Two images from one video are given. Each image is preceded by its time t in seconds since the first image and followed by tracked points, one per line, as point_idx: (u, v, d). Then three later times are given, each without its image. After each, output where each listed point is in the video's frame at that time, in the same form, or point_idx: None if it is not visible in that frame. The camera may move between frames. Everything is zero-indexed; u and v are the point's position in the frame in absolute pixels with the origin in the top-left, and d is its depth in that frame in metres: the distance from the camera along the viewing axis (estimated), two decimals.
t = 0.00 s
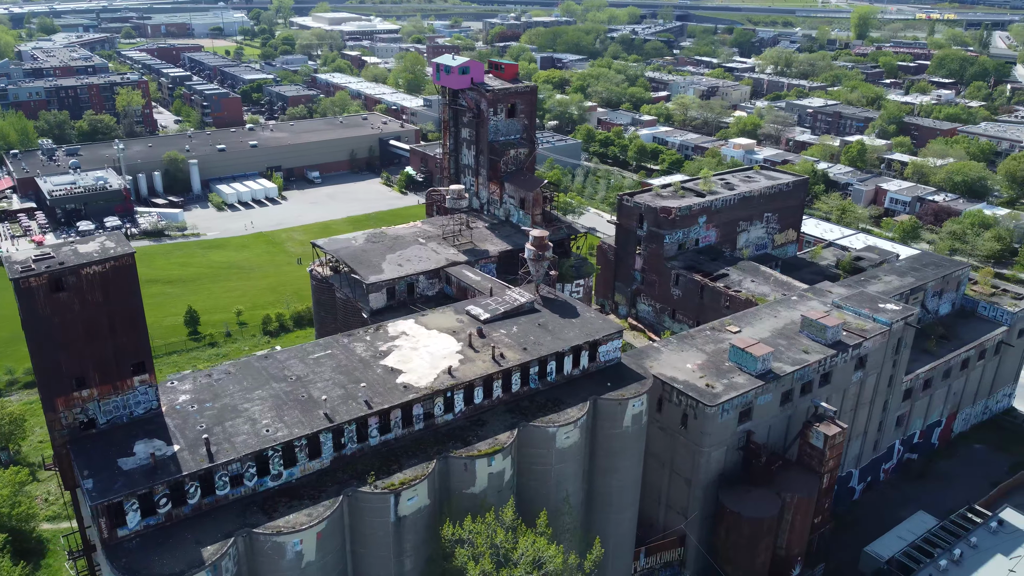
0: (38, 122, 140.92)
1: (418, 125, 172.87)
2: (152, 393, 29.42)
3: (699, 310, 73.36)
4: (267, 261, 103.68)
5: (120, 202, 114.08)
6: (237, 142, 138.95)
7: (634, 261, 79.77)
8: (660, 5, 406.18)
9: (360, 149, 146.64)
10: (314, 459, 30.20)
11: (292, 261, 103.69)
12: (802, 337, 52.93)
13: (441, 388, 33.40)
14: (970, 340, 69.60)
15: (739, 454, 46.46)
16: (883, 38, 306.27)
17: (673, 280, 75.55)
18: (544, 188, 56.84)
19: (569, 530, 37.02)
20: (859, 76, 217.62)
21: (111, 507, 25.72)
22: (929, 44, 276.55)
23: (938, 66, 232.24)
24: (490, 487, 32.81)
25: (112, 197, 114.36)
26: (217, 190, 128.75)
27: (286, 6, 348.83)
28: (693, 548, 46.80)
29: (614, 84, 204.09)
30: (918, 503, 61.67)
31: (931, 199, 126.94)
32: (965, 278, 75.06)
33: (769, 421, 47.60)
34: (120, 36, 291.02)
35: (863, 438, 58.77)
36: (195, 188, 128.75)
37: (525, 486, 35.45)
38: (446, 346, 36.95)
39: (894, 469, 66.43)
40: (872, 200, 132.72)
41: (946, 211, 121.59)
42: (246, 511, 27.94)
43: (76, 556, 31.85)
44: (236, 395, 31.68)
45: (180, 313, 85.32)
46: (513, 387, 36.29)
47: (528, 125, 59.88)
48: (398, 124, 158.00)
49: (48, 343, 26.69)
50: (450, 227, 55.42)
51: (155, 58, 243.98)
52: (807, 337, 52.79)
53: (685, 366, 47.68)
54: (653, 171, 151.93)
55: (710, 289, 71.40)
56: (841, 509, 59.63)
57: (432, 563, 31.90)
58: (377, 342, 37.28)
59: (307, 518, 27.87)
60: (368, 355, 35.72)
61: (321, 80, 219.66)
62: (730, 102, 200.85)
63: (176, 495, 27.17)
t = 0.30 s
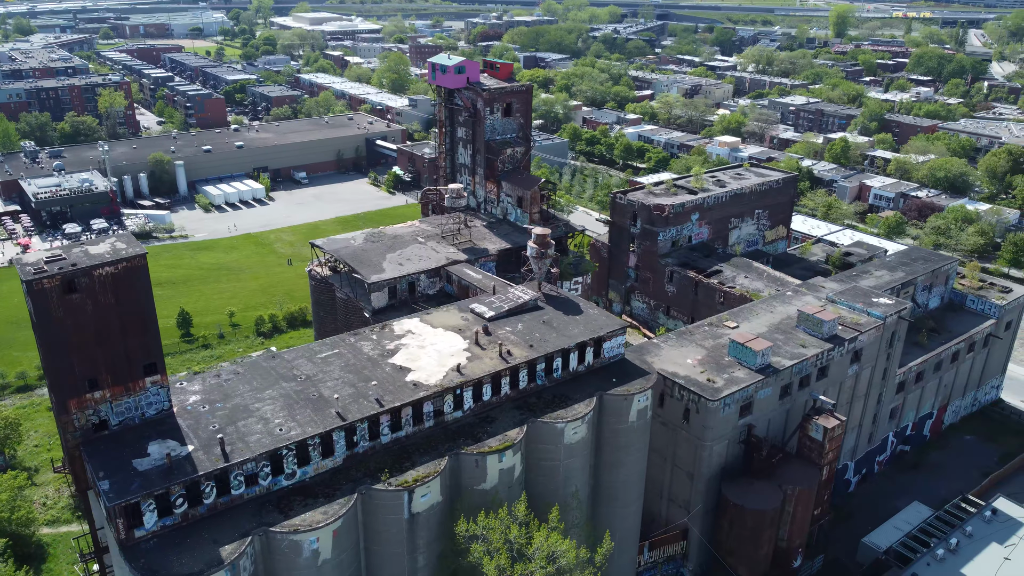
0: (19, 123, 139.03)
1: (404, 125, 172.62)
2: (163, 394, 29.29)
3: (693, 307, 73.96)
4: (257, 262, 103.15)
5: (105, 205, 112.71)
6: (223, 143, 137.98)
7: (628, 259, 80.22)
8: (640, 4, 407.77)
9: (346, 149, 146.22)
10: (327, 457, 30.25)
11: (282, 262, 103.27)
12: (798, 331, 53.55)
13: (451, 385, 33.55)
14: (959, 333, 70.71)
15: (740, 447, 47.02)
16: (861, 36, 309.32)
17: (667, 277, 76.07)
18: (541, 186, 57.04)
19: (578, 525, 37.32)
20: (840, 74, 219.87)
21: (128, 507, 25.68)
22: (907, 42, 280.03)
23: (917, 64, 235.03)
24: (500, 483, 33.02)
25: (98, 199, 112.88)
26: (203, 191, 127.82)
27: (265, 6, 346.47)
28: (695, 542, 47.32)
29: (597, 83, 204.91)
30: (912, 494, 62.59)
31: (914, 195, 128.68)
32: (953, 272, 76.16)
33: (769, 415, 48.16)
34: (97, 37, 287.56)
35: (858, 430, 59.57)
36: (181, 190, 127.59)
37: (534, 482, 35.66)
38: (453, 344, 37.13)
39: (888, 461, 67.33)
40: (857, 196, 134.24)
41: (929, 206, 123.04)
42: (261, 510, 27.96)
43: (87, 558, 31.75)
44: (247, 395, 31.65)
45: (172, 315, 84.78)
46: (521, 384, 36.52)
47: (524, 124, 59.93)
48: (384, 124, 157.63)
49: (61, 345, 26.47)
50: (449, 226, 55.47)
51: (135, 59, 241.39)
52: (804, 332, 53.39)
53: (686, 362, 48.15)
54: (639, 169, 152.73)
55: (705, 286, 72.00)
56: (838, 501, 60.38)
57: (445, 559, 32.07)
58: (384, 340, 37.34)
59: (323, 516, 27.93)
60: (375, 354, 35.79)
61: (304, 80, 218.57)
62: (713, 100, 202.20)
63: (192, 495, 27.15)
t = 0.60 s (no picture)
0: (11, 124, 138.14)
1: (397, 125, 172.56)
2: (182, 393, 29.32)
3: (695, 304, 74.37)
4: (254, 262, 102.90)
5: (101, 206, 112.62)
6: (218, 143, 137.59)
7: (629, 257, 80.50)
8: (630, 4, 408.52)
9: (341, 149, 146.14)
10: (346, 455, 30.37)
11: (280, 262, 103.18)
12: (802, 327, 53.98)
13: (467, 382, 33.74)
14: (958, 329, 71.39)
15: (747, 442, 47.40)
16: (850, 35, 311.15)
17: (668, 274, 76.43)
18: (546, 185, 57.33)
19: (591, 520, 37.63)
20: (830, 73, 221.15)
21: (152, 506, 25.76)
22: (895, 41, 281.98)
23: (906, 62, 236.50)
24: (516, 479, 33.24)
25: (93, 201, 112.80)
26: (198, 192, 127.42)
27: (254, 6, 345.24)
28: (703, 536, 47.76)
29: (589, 83, 205.70)
30: (913, 488, 63.17)
31: (907, 192, 129.66)
32: (951, 268, 76.84)
33: (775, 410, 48.54)
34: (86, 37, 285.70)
35: (861, 425, 60.06)
36: (175, 191, 127.20)
37: (547, 478, 35.91)
38: (466, 341, 37.35)
39: (889, 455, 67.90)
40: (850, 193, 135.10)
41: (922, 204, 123.91)
42: (283, 508, 28.09)
43: (105, 558, 31.72)
44: (264, 394, 31.74)
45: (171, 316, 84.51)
46: (534, 381, 36.71)
47: (528, 123, 60.18)
48: (378, 124, 157.59)
49: (82, 345, 26.46)
50: (455, 225, 55.61)
51: (125, 59, 240.04)
52: (808, 327, 53.81)
53: (693, 358, 48.52)
54: (634, 168, 153.29)
55: (706, 283, 72.41)
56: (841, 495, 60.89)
57: (462, 555, 32.30)
58: (397, 339, 37.49)
59: (344, 513, 28.08)
60: (389, 352, 35.94)
61: (296, 80, 218.06)
62: (705, 99, 202.96)
63: (214, 494, 27.22)
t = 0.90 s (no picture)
0: None
1: (380, 125, 172.22)
2: (189, 395, 29.24)
3: (686, 300, 74.99)
4: (240, 264, 102.24)
5: (83, 209, 110.97)
6: (199, 145, 136.42)
7: (619, 254, 81.04)
8: (608, 3, 410.16)
9: (324, 150, 145.70)
10: (354, 454, 30.43)
11: (266, 263, 102.58)
12: (795, 322, 54.72)
13: (472, 380, 33.93)
14: (943, 321, 72.71)
15: (743, 436, 47.99)
16: (825, 33, 314.82)
17: (659, 271, 76.98)
18: (539, 183, 57.68)
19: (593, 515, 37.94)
20: (807, 71, 223.77)
21: (164, 508, 25.64)
22: (869, 39, 285.82)
23: (881, 60, 239.65)
24: (523, 475, 33.48)
25: (74, 203, 111.15)
26: (181, 194, 126.27)
27: (230, 7, 342.24)
28: (701, 529, 48.34)
29: (570, 82, 206.56)
30: (902, 478, 64.25)
31: (886, 187, 131.64)
32: (934, 262, 78.19)
33: (770, 404, 49.19)
34: (59, 39, 281.70)
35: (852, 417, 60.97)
36: (158, 193, 125.83)
37: (552, 474, 36.21)
38: (469, 340, 37.52)
39: (877, 446, 68.95)
40: (830, 189, 136.88)
41: (902, 199, 126.08)
42: (294, 508, 28.13)
43: (111, 563, 31.46)
44: (270, 395, 31.74)
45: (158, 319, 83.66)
46: (537, 378, 36.99)
47: (520, 122, 60.43)
48: (361, 124, 157.05)
49: (91, 348, 26.31)
50: (450, 224, 55.73)
51: (101, 61, 237.07)
52: (800, 322, 54.58)
53: (689, 353, 49.07)
54: (617, 166, 154.29)
55: (697, 279, 73.06)
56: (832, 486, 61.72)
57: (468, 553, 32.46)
58: (399, 338, 37.58)
59: (356, 512, 28.17)
60: (393, 351, 36.02)
61: (276, 81, 216.68)
62: (685, 98, 204.50)
63: (225, 495, 27.18)
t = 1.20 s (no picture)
0: None
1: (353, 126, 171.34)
2: (189, 399, 29.02)
3: (668, 296, 75.79)
4: (217, 268, 101.02)
5: (53, 214, 108.67)
6: (171, 148, 134.53)
7: (601, 252, 81.59)
8: (576, 2, 411.86)
9: (297, 152, 144.71)
10: (356, 454, 30.47)
11: (243, 267, 101.48)
12: (778, 315, 55.65)
13: (470, 378, 34.11)
14: (918, 312, 74.42)
15: (732, 429, 48.73)
16: (790, 31, 319.50)
17: (641, 268, 77.69)
18: (524, 182, 58.05)
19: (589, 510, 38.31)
20: (775, 69, 227.07)
21: (169, 512, 25.46)
22: (834, 37, 290.75)
23: (847, 57, 243.77)
24: (522, 472, 33.74)
25: (45, 208, 108.81)
26: (154, 198, 124.39)
27: (195, 8, 337.31)
28: (692, 521, 49.01)
29: (543, 81, 207.31)
30: (882, 466, 65.65)
31: (856, 182, 134.17)
32: (908, 255, 79.96)
33: (757, 396, 50.04)
34: (19, 41, 275.27)
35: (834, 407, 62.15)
36: (129, 197, 123.83)
37: (549, 469, 36.51)
38: (464, 338, 37.67)
39: (858, 435, 70.36)
40: (802, 185, 139.05)
41: (872, 194, 128.75)
42: (298, 509, 28.07)
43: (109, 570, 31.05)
44: (269, 397, 31.62)
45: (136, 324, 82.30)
46: (533, 374, 37.25)
47: (504, 121, 60.72)
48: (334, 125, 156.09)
49: (90, 352, 26.04)
50: (436, 224, 55.76)
51: (64, 63, 232.21)
52: (783, 315, 55.53)
53: (678, 348, 49.69)
54: (591, 165, 155.20)
55: (679, 275, 73.91)
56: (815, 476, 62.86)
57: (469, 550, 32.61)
58: (394, 337, 37.62)
59: (360, 511, 28.21)
60: (389, 351, 36.06)
61: (246, 82, 214.16)
62: (657, 96, 206.23)
63: (229, 498, 27.06)
